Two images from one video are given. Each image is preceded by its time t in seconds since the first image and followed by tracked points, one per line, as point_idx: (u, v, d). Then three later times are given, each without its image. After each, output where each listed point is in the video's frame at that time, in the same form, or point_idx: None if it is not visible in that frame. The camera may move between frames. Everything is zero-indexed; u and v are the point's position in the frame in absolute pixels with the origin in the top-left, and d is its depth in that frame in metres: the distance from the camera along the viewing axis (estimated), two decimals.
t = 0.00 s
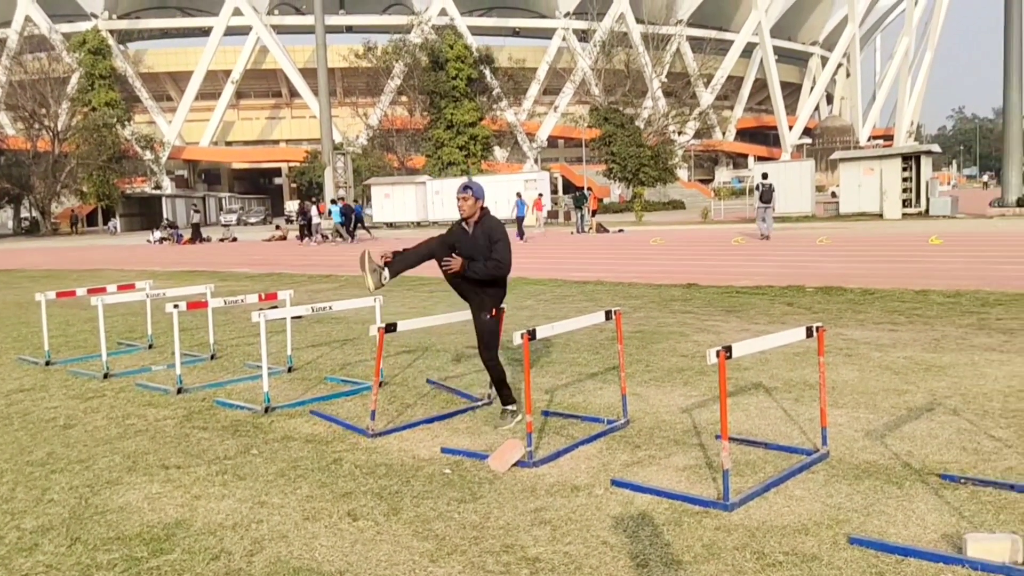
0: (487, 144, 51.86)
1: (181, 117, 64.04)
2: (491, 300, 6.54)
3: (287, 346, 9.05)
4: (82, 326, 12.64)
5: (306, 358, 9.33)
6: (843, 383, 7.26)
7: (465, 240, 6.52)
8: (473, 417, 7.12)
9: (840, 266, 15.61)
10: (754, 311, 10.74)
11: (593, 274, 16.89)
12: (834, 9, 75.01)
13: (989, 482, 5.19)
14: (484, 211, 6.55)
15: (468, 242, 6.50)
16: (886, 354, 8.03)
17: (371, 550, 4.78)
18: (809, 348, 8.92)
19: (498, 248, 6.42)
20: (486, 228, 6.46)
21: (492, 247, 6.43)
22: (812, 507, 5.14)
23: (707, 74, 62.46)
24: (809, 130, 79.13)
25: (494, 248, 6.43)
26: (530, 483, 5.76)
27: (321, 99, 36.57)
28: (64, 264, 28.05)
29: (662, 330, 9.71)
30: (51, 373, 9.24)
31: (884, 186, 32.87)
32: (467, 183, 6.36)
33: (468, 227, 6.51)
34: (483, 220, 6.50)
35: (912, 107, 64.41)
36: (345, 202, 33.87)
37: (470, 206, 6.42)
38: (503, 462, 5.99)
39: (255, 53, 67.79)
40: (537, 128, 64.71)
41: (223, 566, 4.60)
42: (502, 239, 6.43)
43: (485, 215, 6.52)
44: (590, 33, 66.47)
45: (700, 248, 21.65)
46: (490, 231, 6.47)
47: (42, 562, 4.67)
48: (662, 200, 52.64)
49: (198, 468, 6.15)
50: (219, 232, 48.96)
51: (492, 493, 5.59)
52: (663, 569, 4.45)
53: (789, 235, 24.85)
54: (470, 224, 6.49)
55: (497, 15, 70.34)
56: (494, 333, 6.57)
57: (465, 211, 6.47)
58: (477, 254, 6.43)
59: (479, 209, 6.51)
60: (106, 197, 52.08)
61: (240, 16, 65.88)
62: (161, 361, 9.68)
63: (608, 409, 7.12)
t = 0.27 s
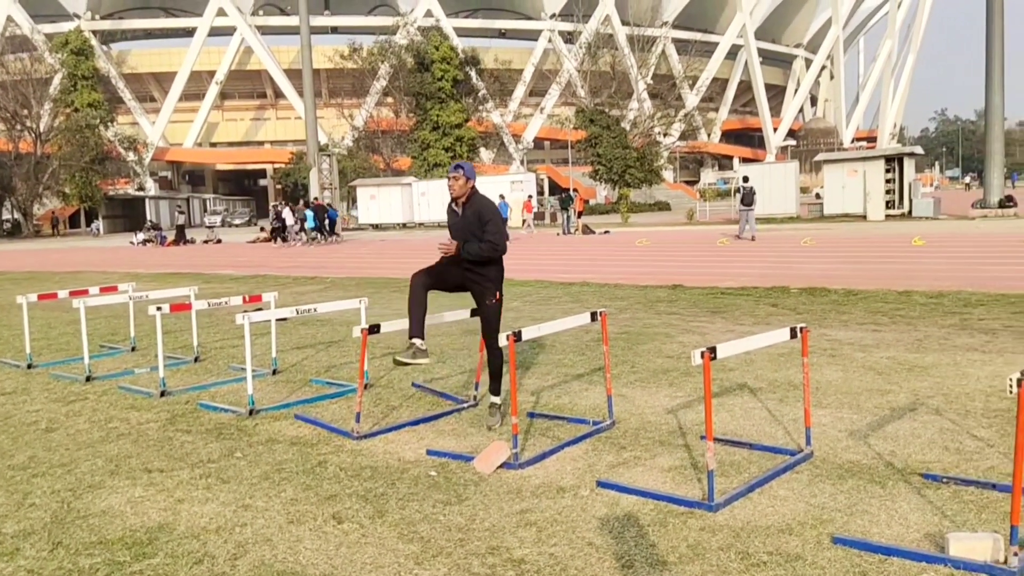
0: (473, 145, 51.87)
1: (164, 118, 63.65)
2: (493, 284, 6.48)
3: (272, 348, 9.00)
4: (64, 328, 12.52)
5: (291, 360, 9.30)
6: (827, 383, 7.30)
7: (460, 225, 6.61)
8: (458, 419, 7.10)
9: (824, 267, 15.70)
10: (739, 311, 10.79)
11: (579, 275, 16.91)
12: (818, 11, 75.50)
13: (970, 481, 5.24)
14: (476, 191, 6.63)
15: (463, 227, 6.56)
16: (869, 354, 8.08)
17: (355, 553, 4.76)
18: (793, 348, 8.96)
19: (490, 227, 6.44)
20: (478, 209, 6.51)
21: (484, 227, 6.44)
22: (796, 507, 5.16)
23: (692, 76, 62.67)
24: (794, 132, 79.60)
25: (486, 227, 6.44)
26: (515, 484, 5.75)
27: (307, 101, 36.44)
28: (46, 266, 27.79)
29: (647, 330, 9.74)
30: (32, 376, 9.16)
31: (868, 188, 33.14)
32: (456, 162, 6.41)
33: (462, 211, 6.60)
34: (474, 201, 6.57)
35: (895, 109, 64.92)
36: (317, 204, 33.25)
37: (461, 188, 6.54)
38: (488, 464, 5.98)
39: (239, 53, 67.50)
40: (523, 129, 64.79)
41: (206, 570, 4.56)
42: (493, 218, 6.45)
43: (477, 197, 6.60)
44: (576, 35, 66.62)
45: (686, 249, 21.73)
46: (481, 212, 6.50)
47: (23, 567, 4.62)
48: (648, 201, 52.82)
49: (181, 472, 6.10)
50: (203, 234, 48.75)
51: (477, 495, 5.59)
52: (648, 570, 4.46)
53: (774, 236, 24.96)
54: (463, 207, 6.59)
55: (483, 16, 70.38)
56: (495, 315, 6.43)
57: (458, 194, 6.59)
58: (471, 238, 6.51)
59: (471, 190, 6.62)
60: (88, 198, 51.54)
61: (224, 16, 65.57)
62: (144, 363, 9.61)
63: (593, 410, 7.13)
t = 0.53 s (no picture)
0: (454, 146, 51.84)
1: (143, 118, 63.12)
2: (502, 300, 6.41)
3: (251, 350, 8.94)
4: (40, 331, 12.37)
5: (271, 362, 9.23)
6: (806, 383, 7.35)
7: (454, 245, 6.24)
8: (439, 421, 7.07)
9: (803, 267, 15.82)
10: (719, 312, 10.84)
11: (561, 276, 16.92)
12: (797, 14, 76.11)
13: (946, 479, 5.29)
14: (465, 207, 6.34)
15: (460, 245, 6.22)
16: (847, 354, 8.15)
17: (334, 556, 4.72)
18: (773, 348, 9.01)
19: (493, 244, 6.22)
20: (474, 225, 6.23)
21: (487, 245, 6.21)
22: (775, 506, 5.19)
23: (673, 77, 62.95)
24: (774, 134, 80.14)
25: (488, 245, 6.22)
26: (496, 486, 5.74)
27: (287, 101, 36.25)
28: (21, 267, 27.46)
29: (628, 331, 9.76)
30: (7, 380, 9.04)
31: (846, 189, 33.45)
32: (445, 178, 6.07)
33: (455, 228, 6.25)
34: (466, 217, 6.27)
35: (873, 110, 65.55)
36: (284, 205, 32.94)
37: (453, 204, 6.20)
38: (469, 465, 5.96)
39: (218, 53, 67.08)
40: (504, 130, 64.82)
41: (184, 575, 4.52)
42: (494, 235, 6.23)
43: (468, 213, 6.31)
44: (557, 36, 66.73)
45: (667, 250, 21.82)
46: (477, 227, 6.23)
47: None
48: (629, 203, 52.98)
49: (159, 475, 6.04)
50: (181, 235, 48.40)
51: (458, 496, 5.57)
52: (629, 570, 4.47)
53: (754, 237, 25.12)
54: (455, 224, 6.25)
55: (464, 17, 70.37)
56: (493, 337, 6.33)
57: (449, 211, 6.23)
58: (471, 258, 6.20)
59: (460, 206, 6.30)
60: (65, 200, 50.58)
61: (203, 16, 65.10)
62: (121, 366, 9.51)
63: (575, 411, 7.13)
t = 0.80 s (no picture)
0: (438, 147, 51.76)
1: (123, 118, 62.59)
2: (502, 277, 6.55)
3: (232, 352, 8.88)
4: (19, 333, 12.24)
5: (253, 364, 9.18)
6: (787, 383, 7.38)
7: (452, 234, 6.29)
8: (422, 421, 7.05)
9: (785, 268, 15.90)
10: (701, 312, 10.87)
11: (545, 277, 16.92)
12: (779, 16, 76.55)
13: (927, 477, 5.34)
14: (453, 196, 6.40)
15: (458, 234, 6.28)
16: (828, 354, 8.19)
17: (315, 559, 4.70)
18: (755, 348, 9.05)
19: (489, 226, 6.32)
20: (468, 211, 6.30)
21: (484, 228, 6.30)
22: (756, 505, 5.22)
23: (656, 79, 63.13)
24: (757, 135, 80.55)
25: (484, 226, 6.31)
26: (479, 487, 5.74)
27: (270, 102, 36.03)
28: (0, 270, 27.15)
29: (612, 331, 9.78)
30: None
31: (828, 190, 33.67)
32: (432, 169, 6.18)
33: (450, 218, 6.30)
34: (457, 206, 6.34)
35: (855, 112, 66.03)
36: (252, 207, 32.98)
37: (442, 194, 6.23)
38: (452, 466, 5.95)
39: (200, 54, 66.66)
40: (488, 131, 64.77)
41: None
42: (489, 216, 6.32)
43: (457, 201, 6.37)
44: (541, 37, 66.76)
45: (650, 251, 21.87)
46: (470, 213, 6.30)
47: None
48: (613, 203, 53.05)
49: (139, 479, 5.98)
50: (162, 236, 48.07)
51: (440, 498, 5.56)
52: (611, 570, 4.48)
53: (737, 238, 25.26)
54: (448, 214, 6.31)
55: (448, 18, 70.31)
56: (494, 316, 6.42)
57: (440, 201, 6.28)
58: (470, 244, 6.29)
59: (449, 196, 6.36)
60: (45, 201, 50.11)
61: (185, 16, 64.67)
62: (101, 368, 9.43)
63: (558, 411, 7.14)
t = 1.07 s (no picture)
0: (417, 147, 51.66)
1: (98, 119, 61.90)
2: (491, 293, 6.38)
3: (208, 354, 8.80)
4: None
5: (229, 366, 9.10)
6: (764, 382, 7.42)
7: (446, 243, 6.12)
8: (400, 423, 7.02)
9: (762, 268, 16.02)
10: (679, 313, 10.93)
11: (525, 277, 16.93)
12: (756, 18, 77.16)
13: (900, 475, 5.39)
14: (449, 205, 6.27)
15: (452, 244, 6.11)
16: (804, 353, 8.26)
17: (291, 563, 4.66)
18: (732, 347, 9.11)
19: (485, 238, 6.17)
20: (465, 221, 6.16)
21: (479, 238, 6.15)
22: (733, 503, 5.25)
23: (635, 80, 63.33)
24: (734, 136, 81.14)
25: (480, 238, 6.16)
26: (457, 489, 5.72)
27: (247, 102, 35.77)
28: None
29: (590, 332, 9.80)
30: None
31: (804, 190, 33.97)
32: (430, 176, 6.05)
33: (444, 228, 6.14)
34: (454, 215, 6.19)
35: (831, 113, 66.64)
36: (216, 208, 33.11)
37: (439, 201, 6.11)
38: (430, 468, 5.94)
39: (176, 54, 66.15)
40: (467, 132, 64.81)
41: None
42: (486, 227, 6.18)
43: (454, 211, 6.22)
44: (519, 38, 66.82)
45: (630, 251, 21.94)
46: (467, 224, 6.16)
47: None
48: (592, 204, 53.21)
49: (113, 483, 5.91)
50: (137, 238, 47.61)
51: (418, 500, 5.54)
52: (589, 570, 4.48)
53: (715, 238, 25.43)
54: (443, 223, 6.15)
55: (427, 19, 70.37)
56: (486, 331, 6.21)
57: (436, 210, 6.15)
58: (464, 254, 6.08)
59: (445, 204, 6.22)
60: (18, 202, 49.28)
61: (160, 15, 64.12)
62: (74, 372, 9.31)
63: (537, 412, 7.14)
